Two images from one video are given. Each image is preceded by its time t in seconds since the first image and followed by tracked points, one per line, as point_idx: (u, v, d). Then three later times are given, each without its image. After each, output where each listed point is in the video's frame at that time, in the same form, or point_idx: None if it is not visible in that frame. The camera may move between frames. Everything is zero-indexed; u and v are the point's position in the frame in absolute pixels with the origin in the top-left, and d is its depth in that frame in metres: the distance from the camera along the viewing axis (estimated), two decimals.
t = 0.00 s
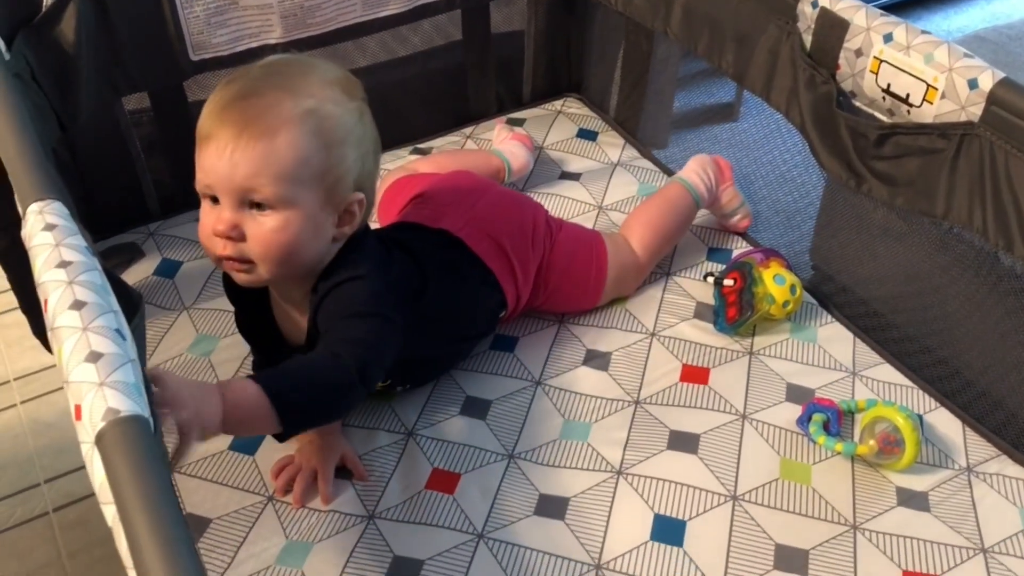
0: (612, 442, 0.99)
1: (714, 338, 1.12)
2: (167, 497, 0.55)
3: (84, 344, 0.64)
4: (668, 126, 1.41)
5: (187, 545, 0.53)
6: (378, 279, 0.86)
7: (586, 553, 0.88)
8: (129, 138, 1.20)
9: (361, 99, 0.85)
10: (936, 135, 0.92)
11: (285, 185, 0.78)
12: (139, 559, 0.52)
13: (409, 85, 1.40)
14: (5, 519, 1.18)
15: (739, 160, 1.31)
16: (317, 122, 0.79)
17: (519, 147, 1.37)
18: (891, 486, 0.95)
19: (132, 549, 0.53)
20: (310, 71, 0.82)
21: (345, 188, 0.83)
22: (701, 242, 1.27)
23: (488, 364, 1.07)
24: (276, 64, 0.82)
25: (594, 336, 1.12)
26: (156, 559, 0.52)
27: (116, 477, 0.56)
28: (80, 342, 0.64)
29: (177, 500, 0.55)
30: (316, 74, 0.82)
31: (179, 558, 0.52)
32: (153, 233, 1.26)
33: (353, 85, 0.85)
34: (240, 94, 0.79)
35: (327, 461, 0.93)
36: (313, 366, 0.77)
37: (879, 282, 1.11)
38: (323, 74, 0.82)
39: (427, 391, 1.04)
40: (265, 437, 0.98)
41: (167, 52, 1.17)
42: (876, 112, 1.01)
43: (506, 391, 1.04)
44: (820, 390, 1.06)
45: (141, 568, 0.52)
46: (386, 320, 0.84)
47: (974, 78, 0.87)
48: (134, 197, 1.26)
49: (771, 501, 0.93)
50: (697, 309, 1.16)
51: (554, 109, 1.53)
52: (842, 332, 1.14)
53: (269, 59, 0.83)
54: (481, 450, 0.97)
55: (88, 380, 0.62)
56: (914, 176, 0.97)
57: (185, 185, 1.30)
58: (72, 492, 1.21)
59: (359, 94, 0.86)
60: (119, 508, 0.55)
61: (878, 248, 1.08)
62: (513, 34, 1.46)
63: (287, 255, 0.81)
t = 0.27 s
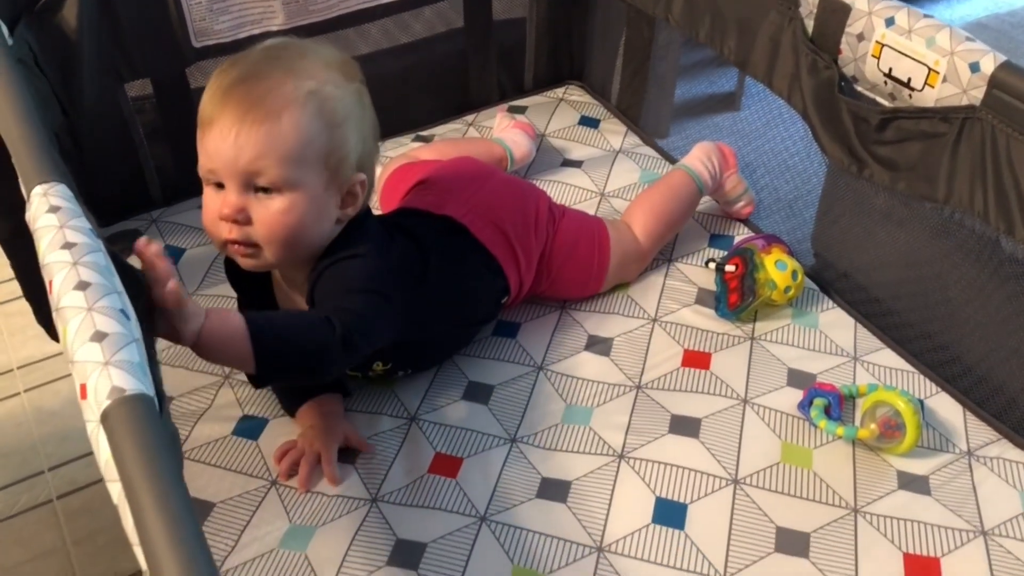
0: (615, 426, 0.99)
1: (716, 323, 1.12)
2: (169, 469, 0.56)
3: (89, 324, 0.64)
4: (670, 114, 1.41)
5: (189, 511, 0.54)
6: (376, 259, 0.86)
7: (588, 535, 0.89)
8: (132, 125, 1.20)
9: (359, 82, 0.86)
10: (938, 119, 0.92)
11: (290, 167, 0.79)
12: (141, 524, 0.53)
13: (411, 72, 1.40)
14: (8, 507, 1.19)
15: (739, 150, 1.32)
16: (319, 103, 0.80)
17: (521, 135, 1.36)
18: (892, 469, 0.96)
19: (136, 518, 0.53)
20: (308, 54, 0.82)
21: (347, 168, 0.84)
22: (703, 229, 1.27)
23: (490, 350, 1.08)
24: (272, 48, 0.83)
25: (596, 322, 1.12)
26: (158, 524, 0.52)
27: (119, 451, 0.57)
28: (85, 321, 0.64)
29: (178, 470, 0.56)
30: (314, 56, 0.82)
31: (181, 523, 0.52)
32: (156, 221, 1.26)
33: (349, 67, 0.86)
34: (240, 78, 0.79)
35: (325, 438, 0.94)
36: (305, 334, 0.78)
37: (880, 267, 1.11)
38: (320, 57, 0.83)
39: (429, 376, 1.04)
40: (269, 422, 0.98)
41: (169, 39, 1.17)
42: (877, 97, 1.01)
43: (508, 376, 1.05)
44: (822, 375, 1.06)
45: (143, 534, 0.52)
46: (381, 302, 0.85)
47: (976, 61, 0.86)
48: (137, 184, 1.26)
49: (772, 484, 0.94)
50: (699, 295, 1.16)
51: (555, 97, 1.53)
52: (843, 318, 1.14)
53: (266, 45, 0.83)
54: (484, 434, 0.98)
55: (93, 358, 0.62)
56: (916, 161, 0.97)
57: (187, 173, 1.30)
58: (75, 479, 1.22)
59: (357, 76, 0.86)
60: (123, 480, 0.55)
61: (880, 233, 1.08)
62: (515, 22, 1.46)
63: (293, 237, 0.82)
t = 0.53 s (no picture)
0: (618, 410, 0.99)
1: (719, 309, 1.12)
2: (174, 449, 0.56)
3: (92, 307, 0.63)
4: (673, 102, 1.41)
5: (194, 493, 0.54)
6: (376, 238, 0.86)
7: (591, 518, 0.89)
8: (134, 112, 1.20)
9: (349, 61, 0.87)
10: (942, 103, 0.92)
11: (295, 139, 0.80)
12: (146, 505, 0.53)
13: (413, 59, 1.40)
14: (13, 495, 1.19)
15: (742, 138, 1.32)
16: (318, 78, 0.81)
17: (524, 122, 1.36)
18: (894, 453, 0.96)
19: (140, 496, 0.53)
20: (301, 32, 0.83)
21: (348, 142, 0.85)
22: (706, 215, 1.27)
23: (493, 336, 1.08)
24: (264, 29, 0.84)
25: (599, 307, 1.12)
26: (162, 506, 0.52)
27: (124, 433, 0.57)
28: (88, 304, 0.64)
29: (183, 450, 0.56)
30: (306, 35, 0.83)
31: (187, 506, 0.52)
32: (158, 207, 1.26)
33: (339, 47, 0.86)
34: (238, 56, 0.80)
35: (329, 426, 0.94)
36: (302, 312, 0.78)
37: (883, 252, 1.11)
38: (311, 36, 0.84)
39: (432, 362, 1.04)
40: (272, 407, 0.98)
41: (171, 25, 1.17)
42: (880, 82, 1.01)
43: (511, 361, 1.05)
44: (824, 360, 1.06)
45: (149, 515, 0.52)
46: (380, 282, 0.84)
47: (980, 45, 0.86)
48: (139, 172, 1.26)
49: (775, 468, 0.94)
50: (702, 281, 1.16)
51: (557, 83, 1.53)
52: (846, 303, 1.14)
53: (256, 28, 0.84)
54: (486, 418, 0.98)
55: (96, 340, 0.62)
56: (919, 145, 0.97)
57: (189, 160, 1.30)
58: (79, 467, 1.22)
59: (346, 55, 0.87)
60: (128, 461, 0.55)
61: (883, 218, 1.08)
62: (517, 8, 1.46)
63: (301, 211, 0.82)
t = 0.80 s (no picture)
0: (619, 397, 1.00)
1: (720, 296, 1.12)
2: (176, 430, 0.56)
3: (95, 290, 0.64)
4: (675, 90, 1.41)
5: (195, 474, 0.54)
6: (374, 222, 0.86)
7: (592, 503, 0.89)
8: (135, 99, 1.20)
9: (345, 46, 0.87)
10: (943, 89, 0.92)
11: (292, 124, 0.80)
12: (148, 486, 0.53)
13: (415, 48, 1.40)
14: (16, 482, 1.19)
15: (744, 127, 1.32)
16: (314, 62, 0.81)
17: (524, 109, 1.36)
18: (895, 438, 0.96)
19: (144, 478, 0.53)
20: (296, 18, 0.83)
21: (345, 127, 0.85)
22: (707, 202, 1.27)
23: (495, 322, 1.08)
24: (259, 15, 0.84)
25: (600, 294, 1.12)
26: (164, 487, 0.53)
27: (126, 414, 0.57)
28: (91, 287, 0.64)
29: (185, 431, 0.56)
30: (301, 21, 0.83)
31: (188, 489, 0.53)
32: (160, 195, 1.26)
33: (335, 31, 0.86)
34: (234, 42, 0.80)
35: (331, 411, 0.94)
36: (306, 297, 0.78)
37: (884, 239, 1.11)
38: (306, 22, 0.83)
39: (433, 348, 1.04)
40: (274, 393, 0.99)
41: (172, 13, 1.17)
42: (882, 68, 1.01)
43: (512, 348, 1.05)
44: (825, 346, 1.06)
45: (151, 496, 0.53)
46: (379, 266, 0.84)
47: (982, 30, 0.85)
48: (140, 160, 1.26)
49: (776, 454, 0.94)
50: (704, 268, 1.16)
51: (559, 71, 1.53)
52: (848, 290, 1.14)
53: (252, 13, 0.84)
54: (488, 404, 0.98)
55: (99, 323, 0.62)
56: (920, 132, 0.97)
57: (190, 148, 1.30)
58: (82, 455, 1.22)
59: (342, 39, 0.87)
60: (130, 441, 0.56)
61: (884, 205, 1.08)
62: None
63: (299, 196, 0.82)
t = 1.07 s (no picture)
0: (618, 391, 1.00)
1: (720, 291, 1.12)
2: (180, 425, 0.56)
3: (99, 283, 0.64)
4: (676, 86, 1.41)
5: (200, 469, 0.54)
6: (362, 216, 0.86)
7: (592, 498, 0.89)
8: (136, 93, 1.20)
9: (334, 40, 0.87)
10: (946, 83, 0.92)
11: (280, 117, 0.80)
12: (153, 482, 0.53)
13: (415, 42, 1.40)
14: (19, 476, 1.20)
15: (746, 122, 1.31)
16: (301, 56, 0.81)
17: (524, 105, 1.35)
18: (895, 434, 0.96)
19: (147, 470, 0.53)
20: (282, 13, 0.84)
21: (333, 119, 0.85)
22: (707, 197, 1.27)
23: (494, 318, 1.08)
24: (245, 11, 0.84)
25: (600, 290, 1.12)
26: (169, 482, 0.52)
27: (131, 408, 0.57)
28: (95, 280, 0.64)
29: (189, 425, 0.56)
30: (288, 16, 0.83)
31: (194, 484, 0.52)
32: (159, 190, 1.26)
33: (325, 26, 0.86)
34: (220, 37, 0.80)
35: (331, 406, 0.95)
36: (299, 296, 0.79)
37: (885, 235, 1.11)
38: (294, 16, 0.84)
39: (433, 344, 1.04)
40: (273, 389, 0.99)
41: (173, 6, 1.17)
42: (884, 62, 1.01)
43: (512, 343, 1.05)
44: (825, 341, 1.06)
45: (156, 492, 0.52)
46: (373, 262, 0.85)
47: (984, 24, 0.85)
48: (142, 154, 1.26)
49: (775, 449, 0.94)
50: (704, 263, 1.16)
51: (559, 66, 1.52)
52: (848, 286, 1.14)
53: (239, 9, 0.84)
54: (486, 400, 0.98)
55: (103, 317, 0.62)
56: (923, 126, 0.97)
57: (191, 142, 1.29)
58: (84, 449, 1.22)
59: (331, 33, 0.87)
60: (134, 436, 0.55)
61: (885, 200, 1.08)
62: None
63: (289, 188, 0.83)
